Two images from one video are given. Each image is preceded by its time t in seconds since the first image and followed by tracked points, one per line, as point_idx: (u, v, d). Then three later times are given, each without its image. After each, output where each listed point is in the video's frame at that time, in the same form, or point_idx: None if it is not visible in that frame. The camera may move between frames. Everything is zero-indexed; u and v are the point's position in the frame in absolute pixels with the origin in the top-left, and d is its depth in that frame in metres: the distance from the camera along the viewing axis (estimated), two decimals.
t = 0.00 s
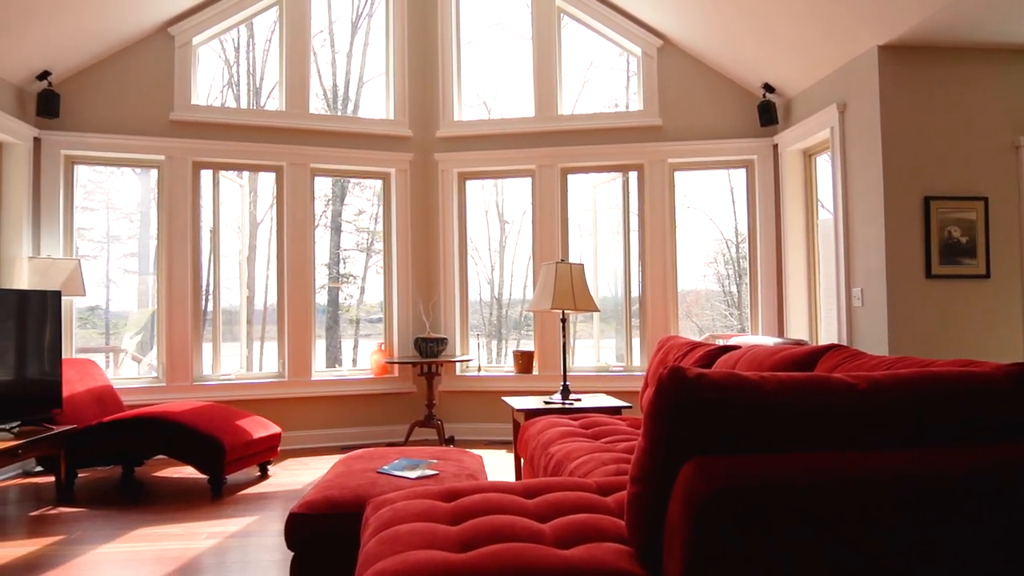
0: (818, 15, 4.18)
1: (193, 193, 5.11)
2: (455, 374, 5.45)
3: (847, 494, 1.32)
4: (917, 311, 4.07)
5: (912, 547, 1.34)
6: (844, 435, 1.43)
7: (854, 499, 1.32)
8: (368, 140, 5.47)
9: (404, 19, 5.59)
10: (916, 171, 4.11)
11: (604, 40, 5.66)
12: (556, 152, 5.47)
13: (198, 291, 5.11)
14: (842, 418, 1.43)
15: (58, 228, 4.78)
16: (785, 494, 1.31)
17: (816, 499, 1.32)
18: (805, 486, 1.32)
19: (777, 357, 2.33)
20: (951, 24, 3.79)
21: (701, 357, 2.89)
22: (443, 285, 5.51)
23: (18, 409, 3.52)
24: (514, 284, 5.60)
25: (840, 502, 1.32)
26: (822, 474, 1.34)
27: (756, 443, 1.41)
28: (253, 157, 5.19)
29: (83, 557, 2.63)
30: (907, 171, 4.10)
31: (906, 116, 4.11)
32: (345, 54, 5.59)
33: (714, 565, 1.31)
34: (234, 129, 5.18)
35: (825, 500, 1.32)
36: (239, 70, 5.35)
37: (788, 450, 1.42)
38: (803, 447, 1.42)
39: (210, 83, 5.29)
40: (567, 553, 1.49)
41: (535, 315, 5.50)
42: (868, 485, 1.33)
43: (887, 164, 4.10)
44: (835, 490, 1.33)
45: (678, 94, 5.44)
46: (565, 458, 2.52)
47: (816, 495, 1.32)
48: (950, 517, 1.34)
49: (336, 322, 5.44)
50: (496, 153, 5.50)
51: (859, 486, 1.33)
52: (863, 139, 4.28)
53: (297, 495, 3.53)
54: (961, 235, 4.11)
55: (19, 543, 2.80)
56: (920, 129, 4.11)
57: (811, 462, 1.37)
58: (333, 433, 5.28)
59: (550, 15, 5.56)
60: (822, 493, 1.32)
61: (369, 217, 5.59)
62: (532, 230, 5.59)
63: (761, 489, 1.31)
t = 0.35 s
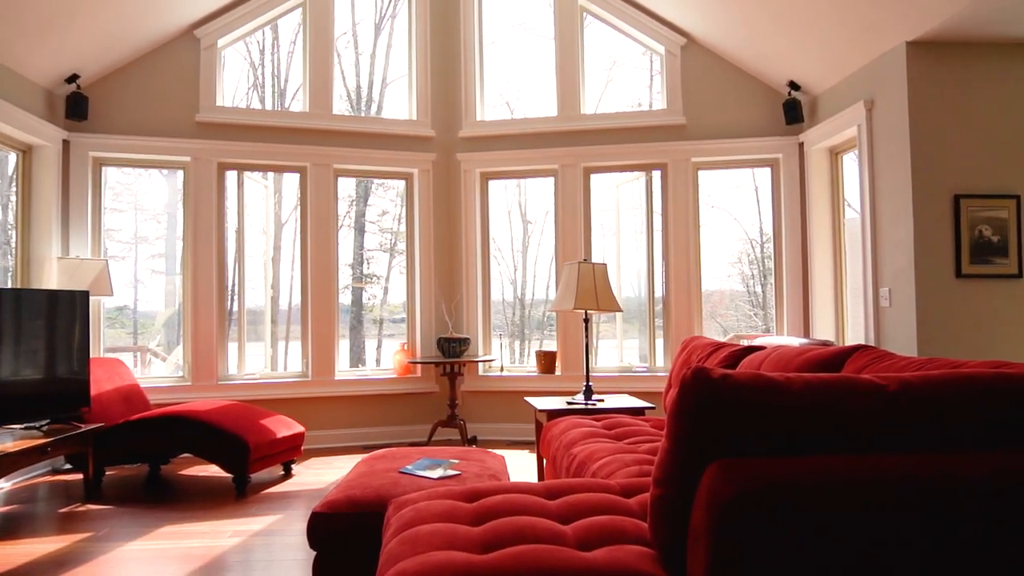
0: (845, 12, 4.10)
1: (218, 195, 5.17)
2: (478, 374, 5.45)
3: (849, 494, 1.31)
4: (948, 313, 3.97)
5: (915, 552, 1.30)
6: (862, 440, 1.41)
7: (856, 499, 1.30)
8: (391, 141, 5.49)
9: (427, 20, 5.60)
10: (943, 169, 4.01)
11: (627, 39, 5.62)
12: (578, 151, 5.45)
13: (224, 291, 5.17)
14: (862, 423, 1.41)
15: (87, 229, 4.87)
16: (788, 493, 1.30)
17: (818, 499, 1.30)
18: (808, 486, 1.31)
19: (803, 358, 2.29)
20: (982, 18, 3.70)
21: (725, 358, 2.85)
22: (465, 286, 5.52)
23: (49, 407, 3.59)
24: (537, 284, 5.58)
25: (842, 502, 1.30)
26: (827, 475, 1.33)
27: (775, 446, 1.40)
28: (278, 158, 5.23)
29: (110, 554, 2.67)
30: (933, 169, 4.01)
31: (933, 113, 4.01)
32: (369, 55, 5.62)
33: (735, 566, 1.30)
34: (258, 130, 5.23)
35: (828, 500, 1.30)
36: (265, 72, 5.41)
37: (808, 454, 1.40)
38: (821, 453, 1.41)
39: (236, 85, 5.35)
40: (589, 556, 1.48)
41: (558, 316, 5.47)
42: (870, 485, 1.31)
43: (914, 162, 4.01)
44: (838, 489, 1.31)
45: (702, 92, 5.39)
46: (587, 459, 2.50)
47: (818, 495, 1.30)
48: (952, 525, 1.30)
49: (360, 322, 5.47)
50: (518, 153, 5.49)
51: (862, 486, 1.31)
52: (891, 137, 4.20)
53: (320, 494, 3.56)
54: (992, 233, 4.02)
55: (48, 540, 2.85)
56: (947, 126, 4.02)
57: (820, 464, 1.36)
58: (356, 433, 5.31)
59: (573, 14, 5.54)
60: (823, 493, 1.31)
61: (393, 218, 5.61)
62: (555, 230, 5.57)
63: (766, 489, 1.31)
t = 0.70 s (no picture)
0: (872, 7, 4.02)
1: (243, 195, 5.23)
2: (500, 374, 5.44)
3: (867, 494, 1.30)
4: (978, 313, 3.88)
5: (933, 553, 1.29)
6: (887, 440, 1.39)
7: (874, 499, 1.29)
8: (413, 141, 5.51)
9: (449, 21, 5.61)
10: (972, 167, 3.92)
11: (650, 38, 5.57)
12: (601, 150, 5.41)
13: (249, 291, 5.22)
14: (888, 424, 1.39)
15: (114, 229, 4.95)
16: (808, 493, 1.30)
17: (837, 499, 1.30)
18: (827, 485, 1.30)
19: (831, 358, 2.24)
20: (1014, 13, 3.60)
21: (750, 358, 2.81)
22: (487, 286, 5.51)
23: (78, 405, 3.65)
24: (559, 284, 5.56)
25: (860, 502, 1.29)
26: (847, 476, 1.32)
27: (800, 447, 1.39)
28: (301, 159, 5.27)
29: (135, 550, 2.71)
30: (961, 167, 3.92)
31: (962, 110, 3.92)
32: (392, 56, 5.64)
33: (759, 567, 1.29)
34: (282, 131, 5.28)
35: (847, 500, 1.29)
36: (289, 74, 5.45)
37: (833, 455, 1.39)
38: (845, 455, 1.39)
39: (261, 87, 5.40)
40: (612, 557, 1.46)
41: (581, 316, 5.45)
42: (888, 485, 1.30)
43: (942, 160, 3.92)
44: (857, 489, 1.30)
45: (726, 91, 5.33)
46: (609, 460, 2.48)
47: (837, 495, 1.30)
48: (965, 526, 1.29)
49: (383, 322, 5.50)
50: (540, 152, 5.47)
51: (880, 486, 1.30)
52: (918, 135, 4.11)
53: (343, 493, 3.58)
54: None
55: (76, 536, 2.90)
56: (977, 123, 3.92)
57: (840, 466, 1.34)
58: (379, 432, 5.33)
59: (596, 13, 5.51)
60: (842, 493, 1.30)
61: (416, 218, 5.63)
62: (578, 230, 5.54)
63: (788, 490, 1.30)
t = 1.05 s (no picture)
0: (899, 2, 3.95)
1: (266, 196, 5.28)
2: (522, 374, 5.43)
3: (883, 494, 1.27)
4: (1008, 313, 3.79)
5: (961, 555, 1.27)
6: (914, 441, 1.37)
7: (897, 499, 1.27)
8: (435, 141, 5.52)
9: (471, 21, 5.61)
10: (1003, 164, 3.83)
11: (672, 36, 5.52)
12: (623, 149, 5.37)
13: (272, 291, 5.27)
14: (916, 425, 1.37)
15: (140, 229, 5.02)
16: (829, 494, 1.27)
17: (864, 499, 1.27)
18: (854, 485, 1.28)
19: (859, 358, 2.19)
20: None
21: (774, 359, 2.76)
22: (509, 285, 5.51)
23: (104, 404, 3.71)
24: (581, 284, 5.54)
25: (882, 502, 1.27)
26: (868, 478, 1.29)
27: (825, 448, 1.37)
28: (324, 159, 5.31)
29: (161, 547, 2.74)
30: (992, 164, 3.83)
31: (992, 106, 3.83)
32: (414, 57, 5.66)
33: (781, 568, 1.27)
34: (304, 132, 5.32)
35: (874, 501, 1.27)
36: (312, 75, 5.50)
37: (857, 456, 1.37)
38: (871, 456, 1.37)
39: (285, 89, 5.45)
40: (635, 559, 1.44)
41: (603, 316, 5.42)
42: (915, 485, 1.28)
43: (972, 157, 3.83)
44: (879, 490, 1.28)
45: (750, 88, 5.26)
46: (631, 461, 2.46)
47: (863, 495, 1.27)
48: (967, 526, 1.26)
49: (405, 322, 5.51)
50: (562, 151, 5.45)
51: (896, 486, 1.28)
52: (946, 132, 4.02)
53: (365, 492, 3.60)
54: None
55: (103, 532, 2.94)
56: (1008, 118, 3.83)
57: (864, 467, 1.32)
58: (400, 432, 5.35)
59: (618, 13, 5.47)
60: (860, 493, 1.27)
61: (438, 218, 5.64)
62: (600, 230, 5.51)
63: (808, 490, 1.28)
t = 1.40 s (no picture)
0: None
1: (288, 196, 5.32)
2: (542, 374, 5.42)
3: (912, 495, 1.25)
4: None
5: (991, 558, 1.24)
6: (942, 441, 1.34)
7: (925, 501, 1.24)
8: (455, 141, 5.53)
9: (491, 20, 5.61)
10: None
11: (693, 33, 5.47)
12: (643, 148, 5.34)
13: (293, 291, 5.31)
14: (943, 425, 1.34)
15: (163, 229, 5.09)
16: (857, 494, 1.25)
17: (892, 501, 1.25)
18: (882, 486, 1.26)
19: (884, 357, 2.15)
20: None
21: (797, 359, 2.72)
22: (529, 285, 5.49)
23: (128, 402, 3.76)
24: (602, 283, 5.51)
25: (911, 504, 1.24)
26: (892, 479, 1.27)
27: (852, 449, 1.34)
28: (344, 159, 5.34)
29: (184, 545, 2.77)
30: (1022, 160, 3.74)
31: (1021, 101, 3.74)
32: (434, 57, 5.66)
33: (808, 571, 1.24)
34: (325, 133, 5.35)
35: (902, 502, 1.24)
36: (333, 76, 5.53)
37: (882, 456, 1.34)
38: (897, 457, 1.34)
39: (306, 90, 5.49)
40: (656, 560, 1.42)
41: (623, 315, 5.38)
42: (943, 486, 1.26)
43: (1001, 153, 3.74)
44: (907, 491, 1.25)
45: (772, 86, 5.20)
46: (652, 462, 2.43)
47: (891, 496, 1.25)
48: (983, 526, 1.23)
49: (425, 322, 5.53)
50: (581, 151, 5.43)
51: (912, 486, 1.26)
52: (973, 128, 3.94)
53: (385, 491, 3.61)
54: None
55: (127, 530, 2.98)
56: None
57: (889, 468, 1.30)
58: (420, 431, 5.36)
59: (638, 11, 5.43)
60: (882, 493, 1.25)
61: (457, 218, 5.64)
62: (620, 229, 5.48)
63: (832, 492, 1.25)
